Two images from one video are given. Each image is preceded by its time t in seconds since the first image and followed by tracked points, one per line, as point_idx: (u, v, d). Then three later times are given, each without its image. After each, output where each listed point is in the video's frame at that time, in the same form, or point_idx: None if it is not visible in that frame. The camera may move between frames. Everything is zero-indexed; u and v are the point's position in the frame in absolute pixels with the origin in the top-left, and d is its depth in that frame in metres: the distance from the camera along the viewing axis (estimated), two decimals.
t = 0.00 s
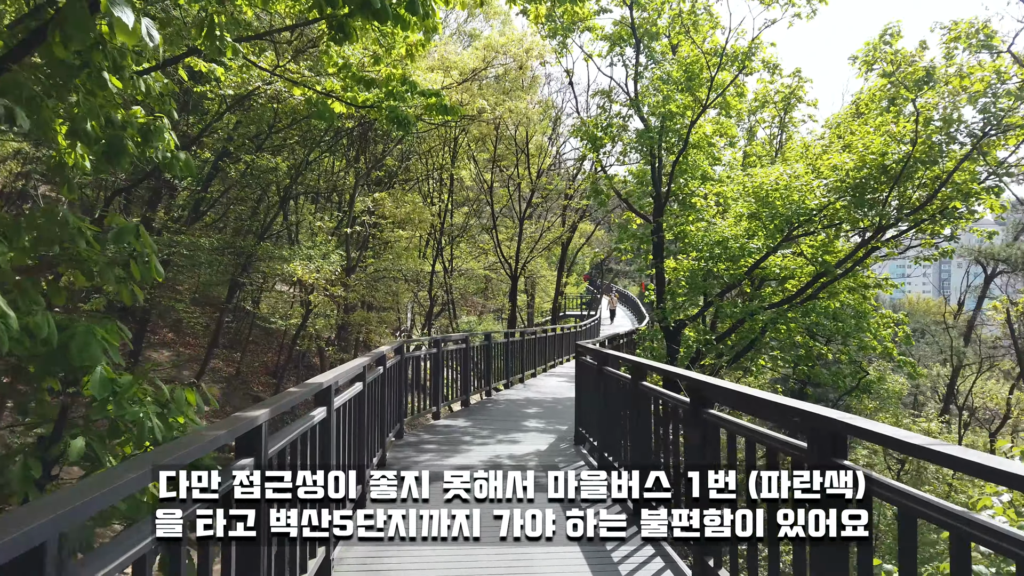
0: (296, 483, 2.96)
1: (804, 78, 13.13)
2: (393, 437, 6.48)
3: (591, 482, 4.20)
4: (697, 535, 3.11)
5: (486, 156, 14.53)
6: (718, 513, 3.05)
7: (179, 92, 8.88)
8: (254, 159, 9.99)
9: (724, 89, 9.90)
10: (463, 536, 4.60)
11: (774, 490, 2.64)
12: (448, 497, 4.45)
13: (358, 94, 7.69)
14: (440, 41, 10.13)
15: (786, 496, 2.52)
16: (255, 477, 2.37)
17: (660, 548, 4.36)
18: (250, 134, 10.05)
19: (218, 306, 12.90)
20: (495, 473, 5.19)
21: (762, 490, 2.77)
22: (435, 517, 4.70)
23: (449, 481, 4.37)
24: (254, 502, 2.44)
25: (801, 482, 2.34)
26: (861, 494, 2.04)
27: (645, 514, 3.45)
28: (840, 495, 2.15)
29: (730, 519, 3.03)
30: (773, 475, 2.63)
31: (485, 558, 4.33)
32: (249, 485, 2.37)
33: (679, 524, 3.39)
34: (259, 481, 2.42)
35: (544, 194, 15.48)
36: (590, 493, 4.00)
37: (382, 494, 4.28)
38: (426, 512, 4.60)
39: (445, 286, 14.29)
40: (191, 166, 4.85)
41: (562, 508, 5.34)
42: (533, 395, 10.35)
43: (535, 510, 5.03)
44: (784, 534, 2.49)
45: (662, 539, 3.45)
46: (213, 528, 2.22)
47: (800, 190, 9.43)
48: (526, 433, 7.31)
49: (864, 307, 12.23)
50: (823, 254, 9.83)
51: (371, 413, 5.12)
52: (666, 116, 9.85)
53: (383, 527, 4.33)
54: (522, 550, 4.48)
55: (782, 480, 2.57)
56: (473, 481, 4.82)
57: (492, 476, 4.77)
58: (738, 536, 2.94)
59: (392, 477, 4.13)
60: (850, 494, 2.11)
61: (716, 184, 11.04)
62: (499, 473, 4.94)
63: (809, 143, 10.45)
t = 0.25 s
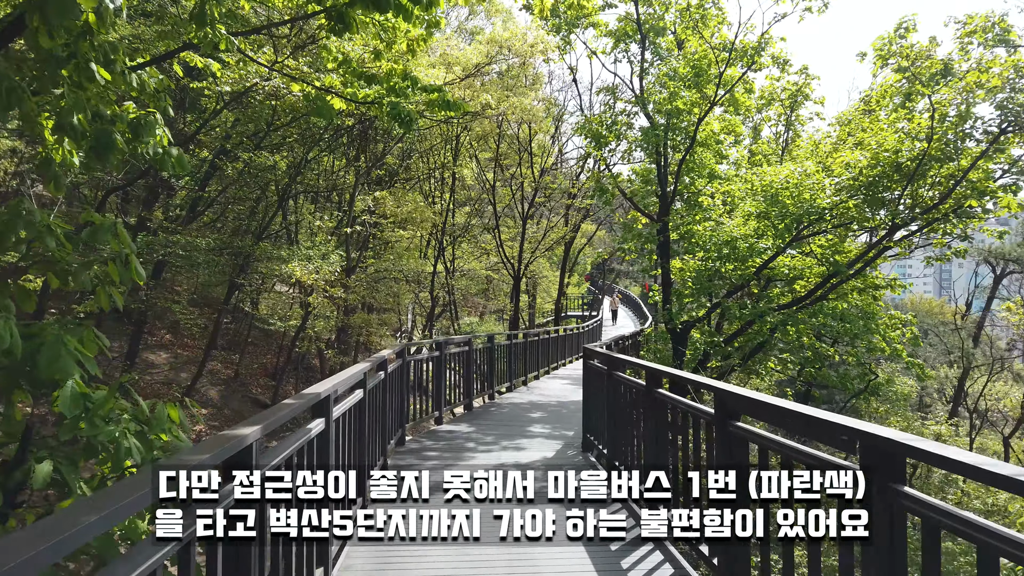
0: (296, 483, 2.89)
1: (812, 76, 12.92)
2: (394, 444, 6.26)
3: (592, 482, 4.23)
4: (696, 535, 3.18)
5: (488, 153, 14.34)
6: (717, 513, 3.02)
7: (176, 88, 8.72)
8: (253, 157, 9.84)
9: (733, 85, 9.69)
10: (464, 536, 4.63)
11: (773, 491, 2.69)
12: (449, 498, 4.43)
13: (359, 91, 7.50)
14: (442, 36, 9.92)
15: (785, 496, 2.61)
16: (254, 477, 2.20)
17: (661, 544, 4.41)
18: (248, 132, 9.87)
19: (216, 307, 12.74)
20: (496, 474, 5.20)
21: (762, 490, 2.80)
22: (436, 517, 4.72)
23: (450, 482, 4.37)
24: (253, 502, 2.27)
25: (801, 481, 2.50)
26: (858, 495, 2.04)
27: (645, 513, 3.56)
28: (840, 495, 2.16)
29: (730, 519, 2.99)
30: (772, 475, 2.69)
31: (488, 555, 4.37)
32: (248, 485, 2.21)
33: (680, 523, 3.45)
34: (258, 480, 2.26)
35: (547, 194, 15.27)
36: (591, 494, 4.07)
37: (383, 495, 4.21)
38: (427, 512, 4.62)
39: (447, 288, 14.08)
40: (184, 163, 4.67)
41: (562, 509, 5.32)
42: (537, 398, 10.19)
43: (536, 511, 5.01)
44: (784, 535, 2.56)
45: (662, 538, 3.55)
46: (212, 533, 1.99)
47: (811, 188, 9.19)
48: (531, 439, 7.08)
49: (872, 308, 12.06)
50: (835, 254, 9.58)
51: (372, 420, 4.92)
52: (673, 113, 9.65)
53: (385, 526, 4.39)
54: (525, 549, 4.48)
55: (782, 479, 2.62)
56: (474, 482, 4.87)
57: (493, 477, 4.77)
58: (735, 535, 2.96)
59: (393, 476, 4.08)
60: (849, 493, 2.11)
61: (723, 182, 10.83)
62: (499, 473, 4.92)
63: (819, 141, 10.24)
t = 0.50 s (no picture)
0: (295, 483, 2.72)
1: (818, 72, 12.72)
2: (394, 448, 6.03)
3: (590, 481, 4.23)
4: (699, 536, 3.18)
5: (489, 151, 14.16)
6: (718, 514, 3.07)
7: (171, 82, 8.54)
8: (251, 153, 9.66)
9: (743, 79, 9.49)
10: (463, 536, 4.57)
11: (773, 491, 2.70)
12: (448, 497, 4.37)
13: (358, 84, 7.30)
14: (444, 30, 9.75)
15: (785, 496, 2.65)
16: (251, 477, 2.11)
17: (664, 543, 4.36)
18: (246, 128, 9.72)
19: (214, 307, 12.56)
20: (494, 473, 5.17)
21: (761, 490, 2.76)
22: (435, 517, 4.67)
23: (449, 482, 4.33)
24: (251, 504, 2.14)
25: (800, 482, 2.54)
26: (859, 494, 2.11)
27: (645, 514, 3.55)
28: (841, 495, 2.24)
29: (729, 519, 3.03)
30: (772, 475, 2.69)
31: (489, 555, 4.31)
32: (248, 485, 2.12)
33: (678, 524, 3.50)
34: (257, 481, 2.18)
35: (550, 193, 15.07)
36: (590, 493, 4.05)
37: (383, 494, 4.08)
38: (426, 512, 4.57)
39: (448, 288, 13.87)
40: (175, 156, 4.49)
41: (560, 509, 5.27)
42: (540, 399, 10.00)
43: (535, 511, 4.94)
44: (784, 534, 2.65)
45: (662, 539, 3.52)
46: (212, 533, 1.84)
47: (822, 185, 8.95)
48: (536, 443, 6.85)
49: (881, 308, 11.84)
50: (846, 253, 9.33)
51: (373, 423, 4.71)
52: (681, 108, 9.47)
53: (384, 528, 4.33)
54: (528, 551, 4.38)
55: (782, 479, 2.64)
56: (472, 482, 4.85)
57: (492, 477, 4.75)
58: (734, 534, 2.98)
59: (392, 476, 3.98)
60: (849, 494, 2.19)
61: (731, 179, 10.60)
62: (499, 473, 4.84)
63: (830, 138, 10.02)
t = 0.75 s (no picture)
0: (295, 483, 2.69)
1: (826, 69, 12.51)
2: (397, 456, 5.83)
3: (591, 482, 4.36)
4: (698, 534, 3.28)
5: (492, 148, 13.97)
6: (718, 514, 3.20)
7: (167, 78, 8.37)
8: (249, 151, 9.49)
9: (751, 75, 9.28)
10: (464, 536, 4.67)
11: (773, 491, 2.64)
12: (449, 497, 4.48)
13: (359, 79, 7.11)
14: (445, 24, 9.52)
15: (786, 496, 2.57)
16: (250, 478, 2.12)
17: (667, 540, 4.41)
18: (244, 127, 9.54)
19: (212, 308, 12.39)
20: (497, 474, 5.27)
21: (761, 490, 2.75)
22: (436, 518, 4.75)
23: (449, 482, 4.41)
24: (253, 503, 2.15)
25: (800, 482, 2.47)
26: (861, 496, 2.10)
27: (646, 514, 3.67)
28: (840, 495, 2.28)
29: (729, 519, 3.18)
30: (772, 475, 2.64)
31: (493, 555, 4.44)
32: (248, 485, 2.14)
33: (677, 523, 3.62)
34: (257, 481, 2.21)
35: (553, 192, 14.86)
36: (590, 494, 4.17)
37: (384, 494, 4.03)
38: (428, 512, 4.63)
39: (450, 288, 13.68)
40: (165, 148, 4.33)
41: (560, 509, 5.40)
42: (543, 402, 9.83)
43: (534, 511, 5.05)
44: (784, 534, 2.56)
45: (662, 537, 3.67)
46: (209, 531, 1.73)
47: (834, 183, 8.74)
48: (542, 449, 6.66)
49: (891, 308, 11.64)
50: (857, 254, 9.12)
51: (373, 431, 4.50)
52: (688, 105, 9.26)
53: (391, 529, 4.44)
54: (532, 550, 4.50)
55: (782, 479, 2.56)
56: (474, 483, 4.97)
57: (493, 477, 4.86)
58: (735, 534, 3.14)
59: (394, 477, 3.98)
60: (850, 494, 2.23)
61: (739, 178, 10.40)
62: (499, 474, 4.97)
63: (841, 135, 9.79)
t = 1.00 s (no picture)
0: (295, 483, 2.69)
1: (832, 66, 12.32)
2: (395, 459, 5.65)
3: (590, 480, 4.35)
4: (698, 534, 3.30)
5: (493, 144, 13.78)
6: (718, 514, 3.17)
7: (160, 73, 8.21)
8: (244, 148, 9.32)
9: (758, 71, 9.08)
10: (464, 536, 4.66)
11: (775, 490, 2.71)
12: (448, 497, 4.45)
13: (356, 72, 6.92)
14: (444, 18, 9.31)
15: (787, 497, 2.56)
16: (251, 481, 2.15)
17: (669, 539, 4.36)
18: (240, 124, 9.38)
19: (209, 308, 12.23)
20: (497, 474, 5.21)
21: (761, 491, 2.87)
22: (436, 517, 4.76)
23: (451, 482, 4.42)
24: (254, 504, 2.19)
25: (801, 482, 2.40)
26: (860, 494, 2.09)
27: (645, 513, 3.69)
28: (842, 494, 2.20)
29: (730, 520, 3.17)
30: (774, 475, 2.73)
31: (493, 554, 4.39)
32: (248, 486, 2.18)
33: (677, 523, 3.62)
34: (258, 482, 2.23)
35: (555, 190, 14.66)
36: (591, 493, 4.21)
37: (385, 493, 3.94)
38: (428, 512, 4.61)
39: (450, 288, 13.50)
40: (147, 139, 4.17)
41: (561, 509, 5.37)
42: (545, 403, 9.67)
43: (534, 511, 5.02)
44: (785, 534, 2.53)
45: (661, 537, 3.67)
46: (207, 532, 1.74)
47: (844, 179, 8.55)
48: (544, 453, 6.48)
49: (898, 308, 11.44)
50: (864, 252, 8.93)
51: (371, 434, 4.32)
52: (693, 101, 9.06)
53: (393, 529, 4.43)
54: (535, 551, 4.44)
55: (783, 479, 2.57)
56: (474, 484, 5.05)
57: (492, 477, 4.79)
58: (735, 536, 3.14)
59: (394, 476, 3.91)
60: (850, 494, 2.17)
61: (744, 175, 10.20)
62: (499, 474, 4.95)
63: (850, 131, 9.58)
